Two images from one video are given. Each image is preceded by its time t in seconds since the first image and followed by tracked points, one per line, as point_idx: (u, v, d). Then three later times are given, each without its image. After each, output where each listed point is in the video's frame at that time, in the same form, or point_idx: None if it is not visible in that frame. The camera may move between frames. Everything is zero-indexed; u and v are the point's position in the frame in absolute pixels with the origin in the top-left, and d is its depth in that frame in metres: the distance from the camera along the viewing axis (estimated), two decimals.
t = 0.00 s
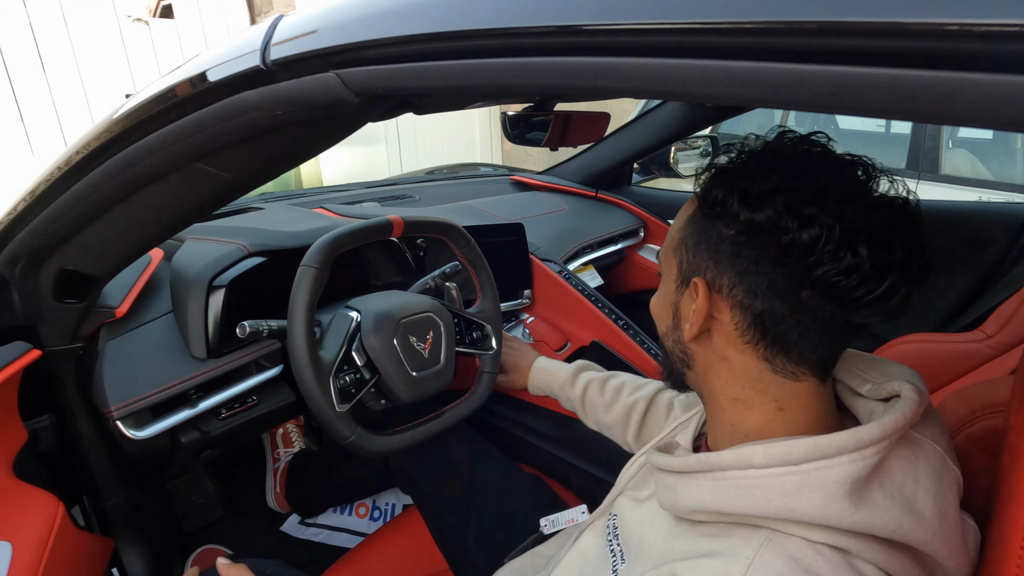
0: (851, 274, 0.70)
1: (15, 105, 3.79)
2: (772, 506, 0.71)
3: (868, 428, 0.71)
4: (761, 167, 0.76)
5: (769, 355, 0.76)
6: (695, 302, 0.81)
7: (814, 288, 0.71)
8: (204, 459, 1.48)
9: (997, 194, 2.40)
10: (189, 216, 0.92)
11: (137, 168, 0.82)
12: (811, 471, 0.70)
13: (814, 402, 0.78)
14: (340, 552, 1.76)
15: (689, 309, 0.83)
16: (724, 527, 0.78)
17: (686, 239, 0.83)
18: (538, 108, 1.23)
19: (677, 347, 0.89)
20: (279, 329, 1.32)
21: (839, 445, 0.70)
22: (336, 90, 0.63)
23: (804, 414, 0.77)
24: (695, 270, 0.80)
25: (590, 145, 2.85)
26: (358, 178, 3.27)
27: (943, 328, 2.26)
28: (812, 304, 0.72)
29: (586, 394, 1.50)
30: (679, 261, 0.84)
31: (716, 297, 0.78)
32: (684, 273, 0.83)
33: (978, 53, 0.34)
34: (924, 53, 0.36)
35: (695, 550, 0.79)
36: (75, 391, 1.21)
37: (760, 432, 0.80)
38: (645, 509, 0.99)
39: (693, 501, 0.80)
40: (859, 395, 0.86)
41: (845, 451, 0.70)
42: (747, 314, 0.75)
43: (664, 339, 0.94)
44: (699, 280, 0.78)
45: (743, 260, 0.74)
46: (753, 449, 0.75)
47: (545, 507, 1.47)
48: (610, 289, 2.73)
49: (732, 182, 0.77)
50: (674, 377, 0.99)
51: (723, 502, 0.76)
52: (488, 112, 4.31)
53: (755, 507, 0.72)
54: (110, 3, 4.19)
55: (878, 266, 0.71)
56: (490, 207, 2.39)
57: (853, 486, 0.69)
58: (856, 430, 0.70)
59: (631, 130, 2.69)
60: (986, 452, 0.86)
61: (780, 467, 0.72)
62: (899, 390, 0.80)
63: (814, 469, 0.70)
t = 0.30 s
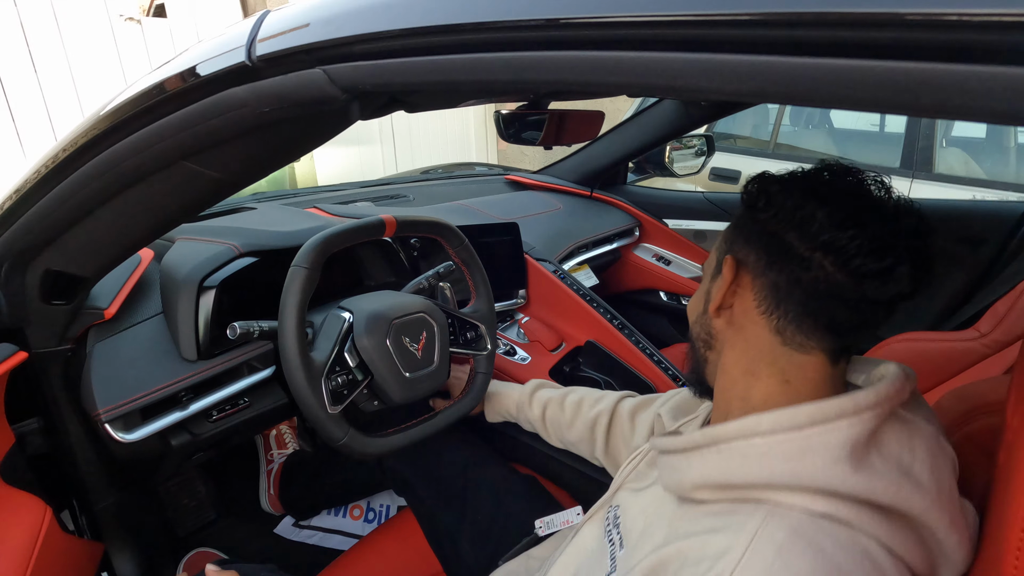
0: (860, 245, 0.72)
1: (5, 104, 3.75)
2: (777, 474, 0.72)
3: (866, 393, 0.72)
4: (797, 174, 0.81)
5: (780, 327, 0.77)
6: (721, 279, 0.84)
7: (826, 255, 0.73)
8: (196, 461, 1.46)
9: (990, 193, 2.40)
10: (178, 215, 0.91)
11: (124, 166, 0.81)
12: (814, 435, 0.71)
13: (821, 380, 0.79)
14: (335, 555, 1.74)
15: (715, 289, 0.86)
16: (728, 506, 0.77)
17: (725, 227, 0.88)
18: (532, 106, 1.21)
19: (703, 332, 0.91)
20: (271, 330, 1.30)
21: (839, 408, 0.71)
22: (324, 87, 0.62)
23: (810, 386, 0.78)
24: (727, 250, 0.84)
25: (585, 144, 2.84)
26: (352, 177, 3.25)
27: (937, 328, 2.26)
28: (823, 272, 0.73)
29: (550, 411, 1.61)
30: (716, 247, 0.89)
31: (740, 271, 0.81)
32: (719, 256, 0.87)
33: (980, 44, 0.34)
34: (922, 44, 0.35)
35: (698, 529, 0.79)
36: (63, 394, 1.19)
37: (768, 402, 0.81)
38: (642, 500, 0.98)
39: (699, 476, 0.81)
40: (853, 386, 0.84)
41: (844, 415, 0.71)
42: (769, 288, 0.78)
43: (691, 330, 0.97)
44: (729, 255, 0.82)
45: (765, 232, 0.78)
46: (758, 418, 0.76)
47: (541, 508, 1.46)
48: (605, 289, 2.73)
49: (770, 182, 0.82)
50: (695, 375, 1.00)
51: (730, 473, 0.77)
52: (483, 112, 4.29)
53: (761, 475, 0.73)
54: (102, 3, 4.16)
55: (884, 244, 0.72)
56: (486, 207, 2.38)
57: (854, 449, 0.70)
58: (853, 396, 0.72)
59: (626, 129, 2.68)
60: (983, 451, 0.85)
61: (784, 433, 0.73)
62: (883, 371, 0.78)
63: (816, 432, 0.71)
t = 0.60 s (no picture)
0: (847, 244, 0.73)
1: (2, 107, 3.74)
2: (780, 448, 0.72)
3: (861, 365, 0.73)
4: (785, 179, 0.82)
5: (774, 322, 0.77)
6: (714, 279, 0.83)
7: (815, 254, 0.74)
8: (193, 464, 1.46)
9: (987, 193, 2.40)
10: (173, 217, 0.90)
11: (119, 168, 0.80)
12: (815, 407, 0.72)
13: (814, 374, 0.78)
14: (332, 557, 1.74)
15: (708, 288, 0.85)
16: (731, 485, 0.78)
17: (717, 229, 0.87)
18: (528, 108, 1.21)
19: (696, 331, 0.90)
20: (267, 333, 1.29)
21: (839, 380, 0.72)
22: (318, 89, 0.62)
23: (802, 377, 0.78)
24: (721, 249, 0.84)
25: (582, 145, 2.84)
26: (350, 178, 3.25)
27: (935, 328, 2.26)
28: (811, 270, 0.74)
29: (521, 383, 1.59)
30: (709, 248, 0.88)
31: (733, 270, 0.81)
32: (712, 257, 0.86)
33: (979, 46, 0.33)
34: (916, 46, 0.35)
35: (703, 508, 0.79)
36: (59, 397, 1.19)
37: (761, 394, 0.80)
38: (640, 491, 0.98)
39: (701, 456, 0.81)
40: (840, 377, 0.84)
41: (843, 387, 0.72)
42: (762, 285, 0.77)
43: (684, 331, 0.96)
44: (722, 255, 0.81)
45: (756, 231, 0.78)
46: (760, 393, 0.76)
47: (539, 510, 1.46)
48: (604, 290, 2.73)
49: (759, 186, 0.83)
50: (688, 375, 1.00)
51: (733, 450, 0.77)
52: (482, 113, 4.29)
53: (764, 450, 0.74)
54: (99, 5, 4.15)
55: (870, 244, 0.74)
56: (483, 208, 2.38)
57: (852, 419, 0.71)
58: (849, 368, 0.72)
59: (623, 131, 2.68)
60: (980, 451, 0.84)
61: (785, 407, 0.74)
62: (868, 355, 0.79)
63: (818, 405, 0.72)
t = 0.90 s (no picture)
0: (843, 238, 0.72)
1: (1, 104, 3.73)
2: (783, 450, 0.72)
3: (866, 365, 0.72)
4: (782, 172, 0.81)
5: (772, 319, 0.77)
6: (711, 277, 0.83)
7: (811, 248, 0.73)
8: (194, 461, 1.46)
9: (988, 188, 2.39)
10: (172, 213, 0.90)
11: (118, 164, 0.80)
12: (819, 409, 0.71)
13: (814, 368, 0.78)
14: (334, 553, 1.74)
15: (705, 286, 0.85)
16: (735, 487, 0.78)
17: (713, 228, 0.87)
18: (528, 103, 1.21)
19: (696, 329, 0.90)
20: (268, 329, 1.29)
21: (843, 381, 0.71)
22: (318, 83, 0.61)
23: (802, 374, 0.78)
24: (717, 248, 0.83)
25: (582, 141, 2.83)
26: (351, 175, 3.24)
27: (936, 323, 2.26)
28: (808, 265, 0.73)
29: (516, 370, 1.62)
30: (706, 247, 0.88)
31: (730, 266, 0.80)
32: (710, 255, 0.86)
33: (992, 31, 0.33)
34: (921, 32, 0.35)
35: (705, 511, 0.78)
36: (60, 394, 1.19)
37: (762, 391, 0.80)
38: (642, 489, 0.98)
39: (703, 458, 0.80)
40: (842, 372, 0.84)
41: (847, 388, 0.71)
42: (759, 283, 0.77)
43: (683, 328, 0.96)
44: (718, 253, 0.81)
45: (752, 227, 0.78)
46: (764, 394, 0.75)
47: (541, 506, 1.46)
48: (604, 286, 2.72)
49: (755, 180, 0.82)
50: (688, 371, 0.99)
51: (736, 452, 0.76)
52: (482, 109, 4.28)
53: (768, 452, 0.73)
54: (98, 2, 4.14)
55: (866, 236, 0.73)
56: (484, 205, 2.38)
57: (856, 420, 0.71)
58: (853, 368, 0.72)
59: (624, 126, 2.67)
60: (985, 444, 0.84)
61: (789, 408, 0.73)
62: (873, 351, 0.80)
63: (822, 406, 0.71)
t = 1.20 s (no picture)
0: (859, 239, 0.73)
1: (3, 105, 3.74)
2: (790, 452, 0.72)
3: (875, 368, 0.73)
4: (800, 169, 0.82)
5: (781, 318, 0.77)
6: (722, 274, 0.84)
7: (825, 248, 0.74)
8: (198, 461, 1.46)
9: (990, 187, 2.39)
10: (177, 215, 0.91)
11: (124, 164, 0.81)
12: (827, 411, 0.72)
13: (823, 368, 0.78)
14: (336, 553, 1.74)
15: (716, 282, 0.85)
16: (741, 488, 0.78)
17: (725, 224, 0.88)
18: (531, 103, 1.21)
19: (703, 325, 0.91)
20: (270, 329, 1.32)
21: (851, 383, 0.71)
22: (324, 83, 0.62)
23: (811, 374, 0.78)
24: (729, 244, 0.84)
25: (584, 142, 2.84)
26: (352, 176, 3.24)
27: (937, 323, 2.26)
28: (822, 264, 0.74)
29: (523, 372, 1.63)
30: (717, 243, 0.88)
31: (740, 264, 0.81)
32: (720, 252, 0.87)
33: (997, 32, 0.33)
34: (923, 31, 0.35)
35: (711, 512, 0.79)
36: (65, 395, 1.19)
37: (769, 390, 0.80)
38: (647, 488, 0.98)
39: (710, 458, 0.81)
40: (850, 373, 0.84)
41: (855, 390, 0.71)
42: (770, 280, 0.78)
43: (691, 325, 0.96)
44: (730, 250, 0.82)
45: (766, 225, 0.78)
46: (772, 396, 0.76)
47: (543, 505, 1.46)
48: (606, 286, 2.73)
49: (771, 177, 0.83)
50: (694, 369, 1.00)
51: (743, 453, 0.77)
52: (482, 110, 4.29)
53: (775, 454, 0.73)
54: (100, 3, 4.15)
55: (882, 238, 0.74)
56: (486, 205, 2.38)
57: (864, 422, 0.71)
58: (862, 371, 0.72)
59: (625, 127, 2.68)
60: (989, 443, 0.84)
61: (797, 410, 0.73)
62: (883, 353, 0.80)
63: (830, 409, 0.71)
